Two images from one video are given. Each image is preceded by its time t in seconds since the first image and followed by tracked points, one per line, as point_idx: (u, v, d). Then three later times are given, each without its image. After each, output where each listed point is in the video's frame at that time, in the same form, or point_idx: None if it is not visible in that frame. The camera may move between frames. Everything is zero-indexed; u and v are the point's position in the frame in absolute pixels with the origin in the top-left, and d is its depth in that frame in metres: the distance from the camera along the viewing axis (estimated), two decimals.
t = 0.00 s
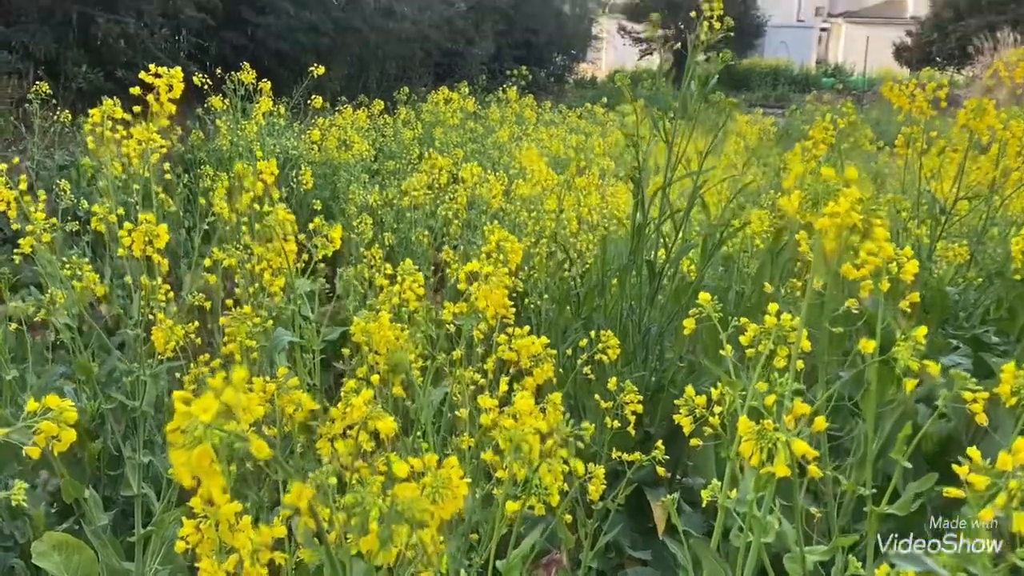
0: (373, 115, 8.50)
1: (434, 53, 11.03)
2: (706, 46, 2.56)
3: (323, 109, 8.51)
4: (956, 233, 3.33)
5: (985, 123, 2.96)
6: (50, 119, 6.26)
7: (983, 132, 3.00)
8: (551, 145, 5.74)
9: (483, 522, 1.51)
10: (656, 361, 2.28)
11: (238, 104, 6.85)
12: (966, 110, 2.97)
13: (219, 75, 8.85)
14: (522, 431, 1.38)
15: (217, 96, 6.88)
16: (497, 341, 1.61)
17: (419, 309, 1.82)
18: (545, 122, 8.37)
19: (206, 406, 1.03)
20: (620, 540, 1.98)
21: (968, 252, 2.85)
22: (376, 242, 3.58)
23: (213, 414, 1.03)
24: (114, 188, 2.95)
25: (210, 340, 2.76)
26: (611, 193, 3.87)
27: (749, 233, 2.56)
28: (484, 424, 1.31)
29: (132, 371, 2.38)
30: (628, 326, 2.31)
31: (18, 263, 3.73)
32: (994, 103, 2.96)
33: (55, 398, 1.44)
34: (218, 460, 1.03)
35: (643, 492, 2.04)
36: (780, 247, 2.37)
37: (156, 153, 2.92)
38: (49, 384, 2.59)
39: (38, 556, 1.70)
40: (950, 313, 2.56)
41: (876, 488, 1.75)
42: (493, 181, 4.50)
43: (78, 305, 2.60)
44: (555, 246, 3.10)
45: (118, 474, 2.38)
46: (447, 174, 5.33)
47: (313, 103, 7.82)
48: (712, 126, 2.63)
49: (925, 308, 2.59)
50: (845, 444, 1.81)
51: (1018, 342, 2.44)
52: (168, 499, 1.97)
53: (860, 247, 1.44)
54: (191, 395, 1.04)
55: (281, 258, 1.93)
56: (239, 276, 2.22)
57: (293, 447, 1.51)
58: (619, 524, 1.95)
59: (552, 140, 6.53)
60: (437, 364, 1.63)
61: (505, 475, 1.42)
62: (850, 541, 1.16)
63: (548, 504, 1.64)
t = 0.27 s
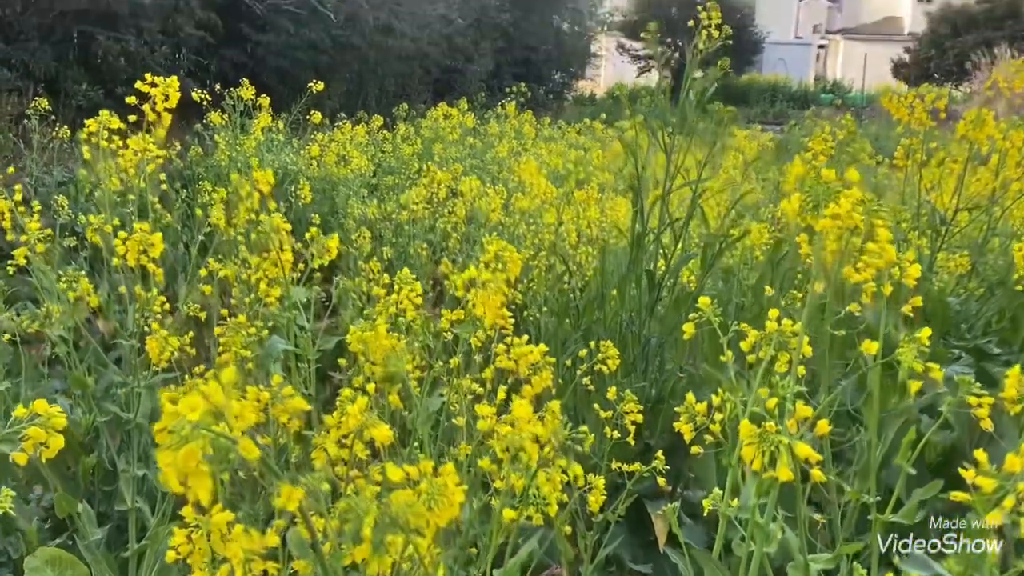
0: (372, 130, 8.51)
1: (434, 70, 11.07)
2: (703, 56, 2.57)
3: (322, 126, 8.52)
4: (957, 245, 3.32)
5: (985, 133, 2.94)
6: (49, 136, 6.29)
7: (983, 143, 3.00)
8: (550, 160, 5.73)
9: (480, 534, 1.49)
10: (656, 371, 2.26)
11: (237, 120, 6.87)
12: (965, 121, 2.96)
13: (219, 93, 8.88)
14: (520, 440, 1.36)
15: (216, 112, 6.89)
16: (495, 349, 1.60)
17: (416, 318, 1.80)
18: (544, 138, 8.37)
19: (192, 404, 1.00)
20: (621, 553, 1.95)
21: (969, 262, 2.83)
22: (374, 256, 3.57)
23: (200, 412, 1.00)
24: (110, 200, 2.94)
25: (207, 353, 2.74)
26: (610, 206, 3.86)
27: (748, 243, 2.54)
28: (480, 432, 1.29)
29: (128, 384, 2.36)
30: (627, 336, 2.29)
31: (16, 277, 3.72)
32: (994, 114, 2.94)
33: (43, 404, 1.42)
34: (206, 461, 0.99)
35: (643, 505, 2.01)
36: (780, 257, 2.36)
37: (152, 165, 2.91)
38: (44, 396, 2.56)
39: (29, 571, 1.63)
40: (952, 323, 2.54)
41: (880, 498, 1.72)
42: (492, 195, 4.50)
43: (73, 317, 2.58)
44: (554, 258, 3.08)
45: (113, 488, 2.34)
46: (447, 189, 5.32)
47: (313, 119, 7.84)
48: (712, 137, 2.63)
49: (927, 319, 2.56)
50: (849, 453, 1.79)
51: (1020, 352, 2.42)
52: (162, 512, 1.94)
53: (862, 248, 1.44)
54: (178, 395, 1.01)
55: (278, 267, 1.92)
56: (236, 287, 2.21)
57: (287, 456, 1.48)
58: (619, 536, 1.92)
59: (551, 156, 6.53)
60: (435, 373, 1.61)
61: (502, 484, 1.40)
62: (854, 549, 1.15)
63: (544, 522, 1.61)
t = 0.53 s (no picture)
0: (370, 143, 8.51)
1: (432, 84, 11.08)
2: (699, 62, 2.57)
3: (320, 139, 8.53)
4: (957, 252, 3.30)
5: (982, 142, 2.93)
6: (47, 149, 6.28)
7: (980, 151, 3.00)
8: (548, 171, 5.73)
9: (477, 542, 1.46)
10: (654, 379, 2.24)
11: (235, 133, 6.86)
12: (963, 129, 2.94)
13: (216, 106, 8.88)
14: (517, 445, 1.34)
15: (213, 125, 6.88)
16: (491, 355, 1.58)
17: (411, 325, 1.79)
18: (542, 150, 8.38)
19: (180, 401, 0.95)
20: (620, 563, 1.92)
21: (968, 270, 2.82)
22: (371, 266, 3.56)
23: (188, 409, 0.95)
24: (106, 210, 2.93)
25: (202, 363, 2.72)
26: (608, 216, 3.85)
27: (747, 250, 2.53)
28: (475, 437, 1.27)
29: (122, 394, 2.33)
30: (624, 344, 2.27)
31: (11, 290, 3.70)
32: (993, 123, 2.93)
33: (30, 406, 1.39)
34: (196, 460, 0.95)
35: (642, 515, 1.99)
36: (778, 264, 2.35)
37: (148, 174, 2.90)
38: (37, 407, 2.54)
39: None
40: (951, 331, 2.52)
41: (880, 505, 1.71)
42: (490, 206, 4.49)
43: (68, 327, 2.56)
44: (551, 267, 3.07)
45: (107, 500, 2.31)
46: (444, 200, 5.31)
47: (311, 131, 7.84)
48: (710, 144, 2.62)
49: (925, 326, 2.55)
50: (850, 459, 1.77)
51: (1019, 360, 2.41)
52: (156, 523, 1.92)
53: (861, 248, 1.45)
54: (164, 391, 0.96)
55: (272, 273, 1.90)
56: (230, 295, 2.19)
57: (281, 465, 1.46)
58: (617, 546, 1.90)
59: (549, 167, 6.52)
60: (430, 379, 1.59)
61: (498, 491, 1.38)
62: (857, 553, 1.13)
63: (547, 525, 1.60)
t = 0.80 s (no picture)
0: (365, 159, 8.51)
1: (427, 100, 11.11)
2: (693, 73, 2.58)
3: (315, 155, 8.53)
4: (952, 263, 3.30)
5: (976, 152, 2.95)
6: (41, 166, 6.26)
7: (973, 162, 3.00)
8: (543, 185, 5.72)
9: (470, 555, 1.44)
10: (650, 390, 2.22)
11: (230, 149, 6.85)
12: (956, 139, 2.97)
13: (212, 122, 8.88)
14: (510, 453, 1.32)
15: (208, 141, 6.88)
16: (484, 364, 1.56)
17: (403, 334, 1.77)
18: (537, 165, 8.38)
19: (158, 402, 0.98)
20: None
21: (964, 280, 2.81)
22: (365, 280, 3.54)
23: (167, 411, 0.98)
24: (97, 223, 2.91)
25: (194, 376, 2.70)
26: (603, 229, 3.84)
27: (742, 260, 2.52)
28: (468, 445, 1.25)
29: (112, 407, 2.31)
30: (619, 354, 2.26)
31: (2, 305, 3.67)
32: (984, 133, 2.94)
33: (14, 415, 1.37)
34: (176, 462, 0.98)
35: (638, 527, 1.96)
36: (773, 274, 2.34)
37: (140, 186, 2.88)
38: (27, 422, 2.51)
39: None
40: (948, 341, 2.51)
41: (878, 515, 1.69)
42: (485, 220, 4.48)
43: (58, 341, 2.54)
44: (545, 279, 3.06)
45: (97, 515, 2.29)
46: (439, 214, 5.30)
47: (305, 147, 7.84)
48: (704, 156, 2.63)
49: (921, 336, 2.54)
50: (847, 467, 1.75)
51: (1016, 369, 2.40)
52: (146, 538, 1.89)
53: (856, 251, 1.45)
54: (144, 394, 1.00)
55: (264, 283, 1.89)
56: (221, 307, 2.17)
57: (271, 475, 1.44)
58: (612, 559, 1.87)
59: (544, 182, 6.52)
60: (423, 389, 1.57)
61: (492, 501, 1.36)
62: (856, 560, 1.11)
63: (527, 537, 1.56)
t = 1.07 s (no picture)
0: (357, 168, 8.50)
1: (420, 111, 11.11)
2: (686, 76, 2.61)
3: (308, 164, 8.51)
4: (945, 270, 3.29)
5: (968, 157, 2.94)
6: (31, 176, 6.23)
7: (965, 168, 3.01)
8: (536, 194, 5.71)
9: (461, 560, 1.42)
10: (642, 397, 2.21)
11: (222, 158, 6.84)
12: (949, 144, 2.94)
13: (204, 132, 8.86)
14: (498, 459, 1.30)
15: (200, 150, 6.86)
16: (475, 369, 1.55)
17: (392, 339, 1.75)
18: (531, 174, 8.37)
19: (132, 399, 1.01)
20: None
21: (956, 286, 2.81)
22: (357, 288, 3.52)
23: (139, 408, 1.01)
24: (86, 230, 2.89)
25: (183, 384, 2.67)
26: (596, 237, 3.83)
27: (734, 266, 2.51)
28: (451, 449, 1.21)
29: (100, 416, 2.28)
30: (611, 361, 2.24)
31: None
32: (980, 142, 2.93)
33: None
34: (146, 459, 1.01)
35: (631, 534, 1.94)
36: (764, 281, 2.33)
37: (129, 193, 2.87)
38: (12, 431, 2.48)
39: None
40: (940, 346, 2.50)
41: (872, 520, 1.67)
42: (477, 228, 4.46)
43: (45, 349, 2.52)
44: (537, 287, 3.04)
45: (83, 525, 2.25)
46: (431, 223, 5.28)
47: (298, 156, 7.83)
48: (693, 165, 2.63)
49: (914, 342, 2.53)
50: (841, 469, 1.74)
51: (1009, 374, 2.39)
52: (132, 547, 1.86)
53: (850, 249, 1.52)
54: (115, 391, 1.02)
55: (252, 288, 1.87)
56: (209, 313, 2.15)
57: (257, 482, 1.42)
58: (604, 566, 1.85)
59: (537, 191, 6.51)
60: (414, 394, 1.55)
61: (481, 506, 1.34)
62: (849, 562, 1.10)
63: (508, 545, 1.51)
